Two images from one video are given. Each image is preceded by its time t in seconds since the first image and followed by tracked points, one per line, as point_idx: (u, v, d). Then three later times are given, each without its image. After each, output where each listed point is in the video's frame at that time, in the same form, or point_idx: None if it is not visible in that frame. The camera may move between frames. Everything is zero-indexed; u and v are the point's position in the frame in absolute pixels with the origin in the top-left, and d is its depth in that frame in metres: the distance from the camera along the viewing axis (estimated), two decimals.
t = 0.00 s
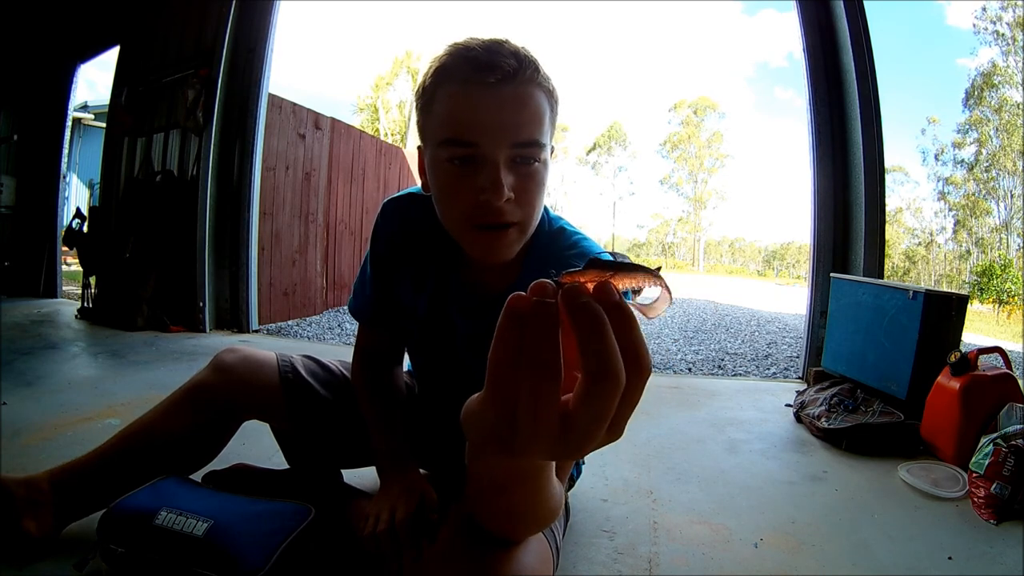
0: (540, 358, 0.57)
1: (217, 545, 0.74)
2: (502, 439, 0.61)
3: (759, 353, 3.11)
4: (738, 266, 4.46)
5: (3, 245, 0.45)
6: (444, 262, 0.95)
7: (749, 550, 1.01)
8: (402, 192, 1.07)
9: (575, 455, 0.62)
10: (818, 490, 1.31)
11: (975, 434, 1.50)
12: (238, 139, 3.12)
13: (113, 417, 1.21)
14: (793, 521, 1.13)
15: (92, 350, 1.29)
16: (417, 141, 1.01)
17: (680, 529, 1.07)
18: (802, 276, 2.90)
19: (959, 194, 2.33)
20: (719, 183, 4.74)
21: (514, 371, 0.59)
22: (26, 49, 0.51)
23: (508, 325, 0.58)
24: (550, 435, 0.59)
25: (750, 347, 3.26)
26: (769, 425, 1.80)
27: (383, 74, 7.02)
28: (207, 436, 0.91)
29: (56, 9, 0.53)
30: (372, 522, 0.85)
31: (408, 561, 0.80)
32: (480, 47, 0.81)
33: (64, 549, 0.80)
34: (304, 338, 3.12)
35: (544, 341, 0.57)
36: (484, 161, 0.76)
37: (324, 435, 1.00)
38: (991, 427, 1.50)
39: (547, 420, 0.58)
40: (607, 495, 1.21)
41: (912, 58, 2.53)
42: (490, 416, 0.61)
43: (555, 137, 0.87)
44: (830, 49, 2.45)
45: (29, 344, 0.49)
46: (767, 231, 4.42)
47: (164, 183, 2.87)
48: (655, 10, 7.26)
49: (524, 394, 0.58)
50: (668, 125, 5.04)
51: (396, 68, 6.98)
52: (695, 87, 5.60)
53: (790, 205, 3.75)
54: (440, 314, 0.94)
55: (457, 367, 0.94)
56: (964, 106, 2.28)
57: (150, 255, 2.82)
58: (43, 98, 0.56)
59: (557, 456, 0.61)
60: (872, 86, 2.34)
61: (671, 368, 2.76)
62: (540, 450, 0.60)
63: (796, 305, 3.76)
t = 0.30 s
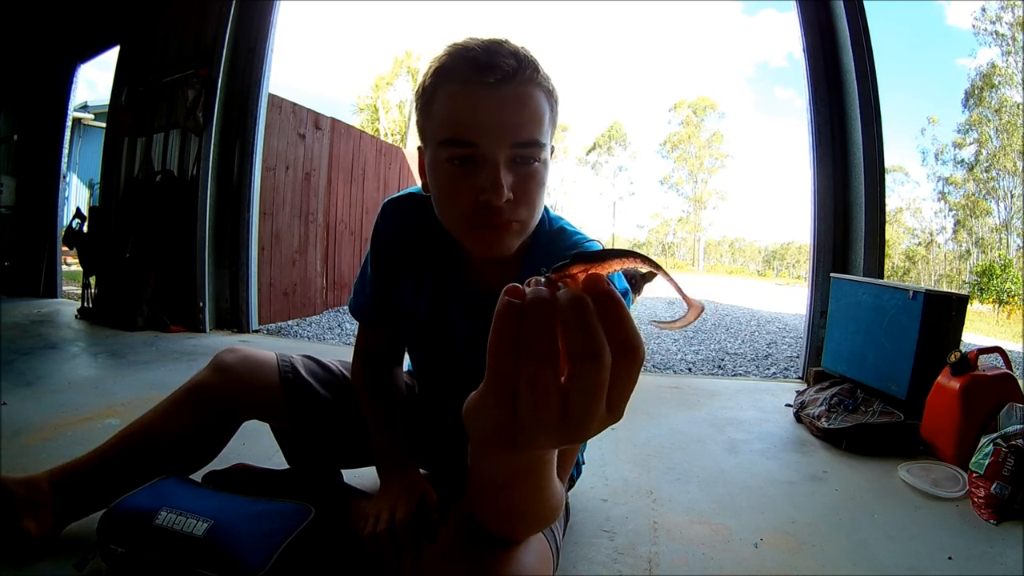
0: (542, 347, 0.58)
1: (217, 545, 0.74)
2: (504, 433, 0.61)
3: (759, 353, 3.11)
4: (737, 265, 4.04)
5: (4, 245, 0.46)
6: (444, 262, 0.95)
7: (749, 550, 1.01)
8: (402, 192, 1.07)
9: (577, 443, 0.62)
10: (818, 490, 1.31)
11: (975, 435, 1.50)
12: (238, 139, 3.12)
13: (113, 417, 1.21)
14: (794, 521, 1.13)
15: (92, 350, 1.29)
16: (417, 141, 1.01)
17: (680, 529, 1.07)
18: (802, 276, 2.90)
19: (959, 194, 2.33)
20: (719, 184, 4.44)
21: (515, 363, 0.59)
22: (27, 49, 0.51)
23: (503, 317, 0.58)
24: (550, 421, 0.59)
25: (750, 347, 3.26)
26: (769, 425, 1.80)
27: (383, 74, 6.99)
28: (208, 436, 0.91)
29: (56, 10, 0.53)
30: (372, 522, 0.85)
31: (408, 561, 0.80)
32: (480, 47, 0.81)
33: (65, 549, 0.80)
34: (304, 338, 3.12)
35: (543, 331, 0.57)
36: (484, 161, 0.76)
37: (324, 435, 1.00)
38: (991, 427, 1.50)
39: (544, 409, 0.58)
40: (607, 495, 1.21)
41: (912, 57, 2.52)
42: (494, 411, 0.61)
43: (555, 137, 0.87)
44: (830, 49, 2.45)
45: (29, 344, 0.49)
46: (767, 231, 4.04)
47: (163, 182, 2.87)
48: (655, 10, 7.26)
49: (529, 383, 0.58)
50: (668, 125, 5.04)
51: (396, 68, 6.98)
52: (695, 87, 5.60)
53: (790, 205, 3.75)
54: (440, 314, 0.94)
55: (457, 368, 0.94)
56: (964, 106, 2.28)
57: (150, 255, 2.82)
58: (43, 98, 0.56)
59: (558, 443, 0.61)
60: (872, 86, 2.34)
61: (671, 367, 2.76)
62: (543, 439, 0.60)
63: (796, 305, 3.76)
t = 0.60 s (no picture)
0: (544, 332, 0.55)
1: (217, 545, 0.74)
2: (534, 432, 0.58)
3: (759, 353, 3.11)
4: (738, 266, 4.69)
5: (3, 245, 0.45)
6: (444, 261, 0.95)
7: (750, 550, 1.01)
8: (402, 192, 1.07)
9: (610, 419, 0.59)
10: (818, 490, 1.31)
11: (975, 434, 1.50)
12: (238, 139, 3.12)
13: (113, 417, 1.21)
14: (794, 521, 1.13)
15: (92, 350, 1.29)
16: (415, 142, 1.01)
17: (680, 529, 1.07)
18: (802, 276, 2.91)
19: (960, 194, 2.34)
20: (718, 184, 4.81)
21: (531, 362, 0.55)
22: (25, 49, 0.51)
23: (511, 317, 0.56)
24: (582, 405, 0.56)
25: (750, 347, 3.26)
26: (769, 425, 1.80)
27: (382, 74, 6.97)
28: (208, 436, 0.91)
29: (55, 9, 0.53)
30: (372, 521, 0.85)
31: (408, 561, 0.80)
32: (476, 47, 0.81)
33: (65, 549, 0.80)
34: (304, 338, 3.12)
35: (550, 312, 0.55)
36: (482, 162, 0.76)
37: (324, 435, 1.00)
38: (991, 427, 1.50)
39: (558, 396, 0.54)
40: (607, 495, 1.21)
41: (911, 58, 2.53)
42: (508, 412, 0.57)
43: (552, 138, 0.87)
44: (830, 49, 2.45)
45: (29, 344, 0.49)
46: (767, 232, 4.57)
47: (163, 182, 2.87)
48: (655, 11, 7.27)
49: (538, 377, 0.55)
50: (668, 125, 5.06)
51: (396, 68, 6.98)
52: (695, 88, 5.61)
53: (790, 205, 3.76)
54: (440, 314, 0.94)
55: (457, 368, 0.94)
56: (964, 106, 2.30)
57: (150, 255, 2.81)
58: (43, 98, 0.56)
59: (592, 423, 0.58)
60: (872, 86, 2.34)
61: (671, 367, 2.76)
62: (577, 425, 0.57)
63: (796, 305, 3.77)
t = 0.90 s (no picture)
0: (611, 328, 0.62)
1: (217, 545, 0.74)
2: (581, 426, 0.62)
3: (759, 353, 3.11)
4: (738, 266, 4.57)
5: (4, 245, 0.45)
6: (444, 262, 0.95)
7: (749, 550, 1.01)
8: (403, 192, 1.07)
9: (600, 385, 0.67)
10: (818, 490, 1.31)
11: (975, 434, 1.50)
12: (238, 140, 3.12)
13: (113, 417, 1.21)
14: (793, 521, 1.13)
15: (92, 350, 1.29)
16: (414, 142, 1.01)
17: (680, 529, 1.07)
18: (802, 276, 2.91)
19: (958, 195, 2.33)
20: (720, 183, 4.78)
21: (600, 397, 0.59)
22: (25, 50, 0.51)
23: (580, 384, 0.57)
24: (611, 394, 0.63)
25: (750, 347, 3.26)
26: (769, 425, 1.80)
27: (382, 74, 6.95)
28: (208, 437, 0.91)
29: (56, 9, 0.53)
30: (372, 521, 0.85)
31: (408, 561, 0.80)
32: (468, 47, 0.81)
33: (64, 549, 0.80)
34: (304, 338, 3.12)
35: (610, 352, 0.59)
36: (477, 161, 0.76)
37: (324, 435, 1.00)
38: (991, 427, 1.50)
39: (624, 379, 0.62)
40: (607, 495, 1.21)
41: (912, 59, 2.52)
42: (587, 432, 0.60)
43: (549, 134, 0.87)
44: (830, 49, 2.45)
45: (28, 344, 0.49)
46: (767, 231, 4.54)
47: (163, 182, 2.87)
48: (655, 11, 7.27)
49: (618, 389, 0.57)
50: (668, 125, 5.08)
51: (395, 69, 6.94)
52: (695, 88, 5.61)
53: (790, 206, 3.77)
54: (440, 314, 0.94)
55: (457, 367, 0.94)
56: (964, 106, 2.29)
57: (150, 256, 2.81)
58: (43, 99, 0.56)
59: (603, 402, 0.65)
60: (872, 86, 2.34)
61: (671, 368, 2.76)
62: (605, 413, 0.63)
63: (795, 305, 3.79)
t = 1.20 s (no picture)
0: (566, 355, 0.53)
1: (217, 545, 0.74)
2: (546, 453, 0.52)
3: (759, 353, 3.11)
4: (738, 266, 4.92)
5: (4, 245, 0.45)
6: (440, 262, 0.95)
7: (749, 551, 1.01)
8: (403, 192, 1.07)
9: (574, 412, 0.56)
10: (818, 490, 1.31)
11: (975, 435, 1.50)
12: (238, 140, 3.17)
13: (114, 418, 1.21)
14: (793, 521, 1.13)
15: (93, 350, 1.29)
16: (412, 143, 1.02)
17: (680, 529, 1.07)
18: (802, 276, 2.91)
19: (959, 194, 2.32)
20: (720, 183, 4.99)
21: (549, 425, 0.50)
22: (25, 49, 0.51)
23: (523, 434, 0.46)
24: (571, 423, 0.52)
25: (750, 347, 3.26)
26: (769, 425, 1.80)
27: (383, 74, 6.94)
28: (208, 435, 0.92)
29: (55, 9, 0.53)
30: (372, 522, 0.85)
31: (408, 561, 0.81)
32: (453, 51, 0.81)
33: (64, 549, 0.79)
34: (304, 338, 3.12)
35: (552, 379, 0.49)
36: (463, 163, 0.75)
37: (324, 436, 1.00)
38: (991, 427, 1.50)
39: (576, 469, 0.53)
40: (607, 495, 1.21)
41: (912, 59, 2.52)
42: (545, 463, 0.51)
43: (540, 132, 0.86)
44: (830, 49, 2.45)
45: (28, 344, 0.49)
46: (766, 232, 4.71)
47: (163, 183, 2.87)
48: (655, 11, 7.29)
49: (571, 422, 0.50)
50: (668, 125, 5.13)
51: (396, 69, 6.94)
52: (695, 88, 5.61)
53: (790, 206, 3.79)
54: (440, 313, 0.94)
55: (457, 367, 0.94)
56: (963, 106, 2.24)
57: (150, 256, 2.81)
58: (44, 98, 0.56)
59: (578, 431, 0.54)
60: (872, 86, 2.34)
61: (671, 368, 2.76)
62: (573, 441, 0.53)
63: (795, 305, 3.81)
